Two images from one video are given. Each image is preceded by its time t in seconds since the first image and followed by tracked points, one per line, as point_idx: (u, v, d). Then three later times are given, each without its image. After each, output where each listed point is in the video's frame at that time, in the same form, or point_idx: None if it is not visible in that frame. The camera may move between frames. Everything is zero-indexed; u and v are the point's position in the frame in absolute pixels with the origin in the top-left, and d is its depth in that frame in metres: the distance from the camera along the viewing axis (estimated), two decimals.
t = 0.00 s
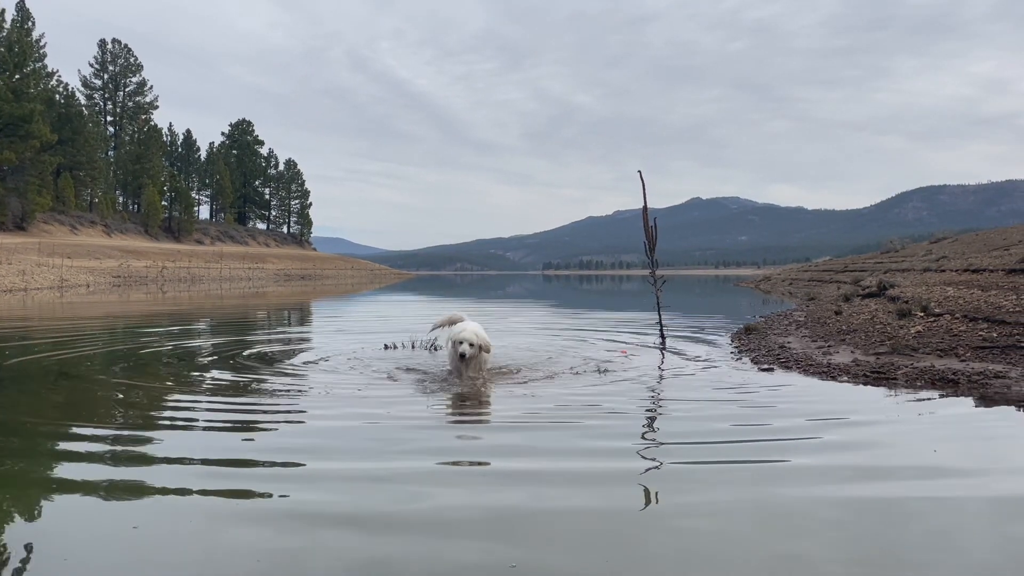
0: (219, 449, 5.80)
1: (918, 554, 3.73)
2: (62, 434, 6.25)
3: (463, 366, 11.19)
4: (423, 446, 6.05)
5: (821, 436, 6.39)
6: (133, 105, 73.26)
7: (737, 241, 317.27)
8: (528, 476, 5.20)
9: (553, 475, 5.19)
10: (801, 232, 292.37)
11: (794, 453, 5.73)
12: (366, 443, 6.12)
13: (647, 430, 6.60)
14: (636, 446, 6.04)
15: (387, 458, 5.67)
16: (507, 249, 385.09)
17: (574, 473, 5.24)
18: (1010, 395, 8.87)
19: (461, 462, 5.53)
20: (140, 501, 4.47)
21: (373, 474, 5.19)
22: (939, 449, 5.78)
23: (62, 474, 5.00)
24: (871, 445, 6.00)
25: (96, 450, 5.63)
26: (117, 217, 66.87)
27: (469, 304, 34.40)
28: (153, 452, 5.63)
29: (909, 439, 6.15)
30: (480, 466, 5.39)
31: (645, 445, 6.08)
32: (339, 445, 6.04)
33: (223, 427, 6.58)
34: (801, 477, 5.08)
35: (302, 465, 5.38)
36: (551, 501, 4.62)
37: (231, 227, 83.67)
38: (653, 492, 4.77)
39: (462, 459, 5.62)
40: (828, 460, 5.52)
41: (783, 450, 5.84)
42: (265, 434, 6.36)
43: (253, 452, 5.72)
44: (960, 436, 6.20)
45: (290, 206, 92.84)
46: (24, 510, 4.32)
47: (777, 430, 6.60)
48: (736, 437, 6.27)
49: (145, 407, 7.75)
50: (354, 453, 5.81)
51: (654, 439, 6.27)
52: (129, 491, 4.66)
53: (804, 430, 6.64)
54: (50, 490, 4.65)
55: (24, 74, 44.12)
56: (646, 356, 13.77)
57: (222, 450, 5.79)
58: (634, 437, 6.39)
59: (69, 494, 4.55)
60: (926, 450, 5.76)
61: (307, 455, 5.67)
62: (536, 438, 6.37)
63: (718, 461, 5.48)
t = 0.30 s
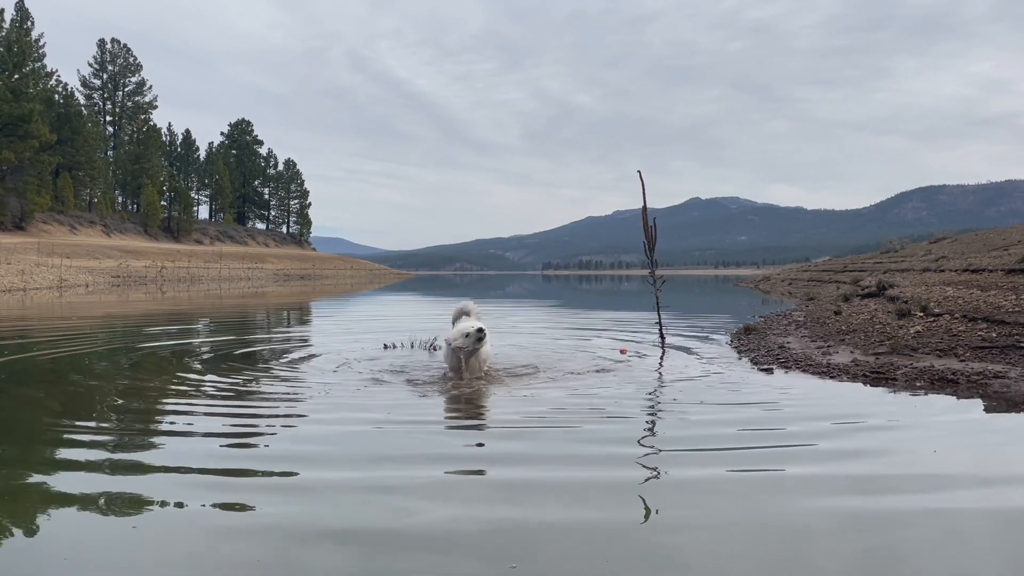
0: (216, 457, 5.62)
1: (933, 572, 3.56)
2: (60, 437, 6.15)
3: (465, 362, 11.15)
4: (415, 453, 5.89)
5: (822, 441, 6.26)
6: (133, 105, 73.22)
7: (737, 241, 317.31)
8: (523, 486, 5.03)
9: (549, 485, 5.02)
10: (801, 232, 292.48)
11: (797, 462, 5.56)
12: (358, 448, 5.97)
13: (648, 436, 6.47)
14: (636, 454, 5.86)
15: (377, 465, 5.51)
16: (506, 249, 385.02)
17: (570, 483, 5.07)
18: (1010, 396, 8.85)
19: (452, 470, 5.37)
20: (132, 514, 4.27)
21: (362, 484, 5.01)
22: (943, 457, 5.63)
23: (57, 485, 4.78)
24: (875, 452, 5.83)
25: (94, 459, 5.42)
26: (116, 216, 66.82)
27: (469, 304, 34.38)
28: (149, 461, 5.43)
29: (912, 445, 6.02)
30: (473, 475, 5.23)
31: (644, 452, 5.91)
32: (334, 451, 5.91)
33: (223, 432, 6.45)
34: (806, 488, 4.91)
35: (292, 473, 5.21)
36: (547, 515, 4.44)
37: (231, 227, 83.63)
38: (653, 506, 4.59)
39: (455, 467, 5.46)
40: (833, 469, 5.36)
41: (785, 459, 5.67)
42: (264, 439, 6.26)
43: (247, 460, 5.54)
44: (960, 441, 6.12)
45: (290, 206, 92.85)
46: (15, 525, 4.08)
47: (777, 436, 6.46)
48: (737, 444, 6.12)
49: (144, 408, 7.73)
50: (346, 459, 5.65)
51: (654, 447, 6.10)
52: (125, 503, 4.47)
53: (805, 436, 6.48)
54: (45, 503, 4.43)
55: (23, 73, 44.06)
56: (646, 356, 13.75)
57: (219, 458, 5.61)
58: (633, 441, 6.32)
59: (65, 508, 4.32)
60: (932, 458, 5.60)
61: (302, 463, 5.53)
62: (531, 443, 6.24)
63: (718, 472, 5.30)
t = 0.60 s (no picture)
0: (212, 461, 5.30)
1: None
2: (62, 440, 6.02)
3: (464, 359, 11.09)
4: (402, 455, 5.61)
5: (827, 447, 6.03)
6: (132, 105, 73.20)
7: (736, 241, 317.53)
8: (512, 493, 4.70)
9: (539, 492, 4.71)
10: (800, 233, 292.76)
11: (802, 469, 5.26)
12: (344, 452, 5.67)
13: (648, 441, 6.17)
14: (635, 460, 5.53)
15: (360, 469, 5.21)
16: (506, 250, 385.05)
17: (563, 489, 4.76)
18: (1009, 395, 8.87)
19: (438, 473, 5.07)
20: (125, 533, 3.92)
21: (343, 490, 4.69)
22: (955, 465, 5.34)
23: (51, 499, 4.43)
24: (883, 460, 5.53)
25: (95, 467, 5.08)
26: (116, 217, 66.83)
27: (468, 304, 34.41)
28: (144, 469, 5.10)
29: (919, 452, 5.77)
30: (460, 479, 4.93)
31: (643, 457, 5.60)
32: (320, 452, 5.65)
33: (224, 434, 6.26)
34: (814, 499, 4.58)
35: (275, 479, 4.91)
36: (540, 524, 4.11)
37: (230, 227, 83.64)
38: (652, 517, 4.25)
39: (443, 472, 5.20)
40: (840, 478, 5.04)
41: (789, 467, 5.36)
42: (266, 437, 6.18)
43: (242, 464, 5.23)
44: (963, 445, 5.96)
45: (289, 207, 92.88)
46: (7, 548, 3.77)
47: (781, 443, 6.16)
48: (739, 451, 5.83)
49: (144, 407, 7.76)
50: (330, 463, 5.35)
51: (653, 452, 5.79)
52: (119, 509, 4.28)
53: (810, 442, 6.17)
54: (46, 498, 4.44)
55: (22, 73, 44.03)
56: (645, 356, 13.77)
57: (215, 462, 5.28)
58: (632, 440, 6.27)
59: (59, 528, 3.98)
60: (944, 466, 5.31)
61: (286, 466, 5.28)
62: (525, 446, 6.00)
63: (721, 479, 4.98)
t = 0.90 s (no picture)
0: (210, 471, 5.11)
1: None
2: (59, 442, 5.90)
3: (463, 362, 11.20)
4: (394, 463, 5.49)
5: (829, 454, 5.92)
6: (131, 105, 73.18)
7: (736, 241, 317.55)
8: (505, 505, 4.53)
9: (534, 502, 4.57)
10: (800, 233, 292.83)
11: (803, 480, 5.10)
12: (336, 460, 5.54)
13: (646, 449, 6.04)
14: (633, 468, 5.41)
15: (351, 479, 5.08)
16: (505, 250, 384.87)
17: (559, 500, 4.63)
18: (1008, 396, 8.88)
19: (431, 483, 4.95)
20: (119, 549, 3.73)
21: (333, 501, 4.55)
22: (959, 475, 5.22)
23: (44, 512, 4.20)
24: (885, 469, 5.41)
25: (95, 478, 4.84)
26: (115, 217, 66.78)
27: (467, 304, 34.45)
28: (139, 479, 4.88)
29: (922, 460, 5.65)
30: (453, 489, 4.80)
31: (639, 466, 5.48)
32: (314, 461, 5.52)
33: (222, 440, 6.12)
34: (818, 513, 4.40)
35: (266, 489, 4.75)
36: (536, 537, 3.99)
37: (229, 227, 83.61)
38: (651, 532, 4.06)
39: (436, 480, 5.05)
40: (844, 488, 4.91)
41: (790, 476, 5.23)
42: (264, 442, 6.11)
43: (238, 474, 5.06)
44: (966, 452, 5.87)
45: (288, 207, 92.88)
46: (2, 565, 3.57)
47: (781, 450, 6.05)
48: (739, 459, 5.71)
49: (144, 407, 7.76)
50: (322, 472, 5.21)
51: (651, 460, 5.67)
52: (123, 507, 4.31)
53: (810, 450, 6.05)
54: (49, 495, 4.49)
55: (22, 73, 44.01)
56: (645, 357, 13.82)
57: (213, 472, 5.10)
58: (634, 444, 6.28)
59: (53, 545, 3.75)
60: (948, 476, 5.19)
61: (279, 471, 5.18)
62: (521, 453, 5.89)
63: (722, 489, 4.85)
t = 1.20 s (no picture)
0: (202, 480, 4.97)
1: None
2: (56, 448, 5.81)
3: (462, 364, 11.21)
4: (382, 473, 5.25)
5: (842, 456, 5.72)
6: (131, 105, 73.18)
7: (735, 241, 317.55)
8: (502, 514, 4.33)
9: (523, 515, 4.30)
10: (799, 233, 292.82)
11: (810, 485, 4.89)
12: (323, 470, 5.31)
13: (646, 454, 5.80)
14: (632, 475, 5.17)
15: (335, 489, 4.84)
16: (505, 250, 384.75)
17: (549, 511, 4.37)
18: (1008, 395, 8.88)
19: (418, 495, 4.69)
20: (104, 563, 3.60)
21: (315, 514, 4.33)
22: (975, 481, 4.92)
23: (36, 525, 4.06)
24: (896, 474, 5.14)
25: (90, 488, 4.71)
26: (114, 217, 66.72)
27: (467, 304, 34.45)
28: (133, 489, 4.73)
29: (937, 462, 5.45)
30: (439, 502, 4.55)
31: (639, 473, 5.23)
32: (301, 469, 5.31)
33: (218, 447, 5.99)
34: (826, 521, 4.19)
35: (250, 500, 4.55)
36: (532, 549, 3.79)
37: (228, 227, 83.56)
38: (650, 543, 3.85)
39: (435, 487, 4.86)
40: (853, 496, 4.65)
41: (795, 482, 4.99)
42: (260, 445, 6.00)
43: (228, 484, 4.89)
44: (973, 454, 5.61)
45: (288, 207, 92.88)
46: None
47: (787, 455, 5.79)
48: (746, 462, 5.53)
49: (142, 409, 7.76)
50: (308, 482, 5.00)
51: (652, 466, 5.42)
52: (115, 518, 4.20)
53: (816, 454, 5.79)
54: (46, 504, 4.41)
55: (21, 74, 44.03)
56: (644, 357, 13.83)
57: (206, 481, 4.95)
58: (637, 445, 6.22)
59: (47, 558, 3.66)
60: (963, 481, 4.90)
61: (277, 479, 5.02)
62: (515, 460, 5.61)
63: (723, 496, 4.66)
